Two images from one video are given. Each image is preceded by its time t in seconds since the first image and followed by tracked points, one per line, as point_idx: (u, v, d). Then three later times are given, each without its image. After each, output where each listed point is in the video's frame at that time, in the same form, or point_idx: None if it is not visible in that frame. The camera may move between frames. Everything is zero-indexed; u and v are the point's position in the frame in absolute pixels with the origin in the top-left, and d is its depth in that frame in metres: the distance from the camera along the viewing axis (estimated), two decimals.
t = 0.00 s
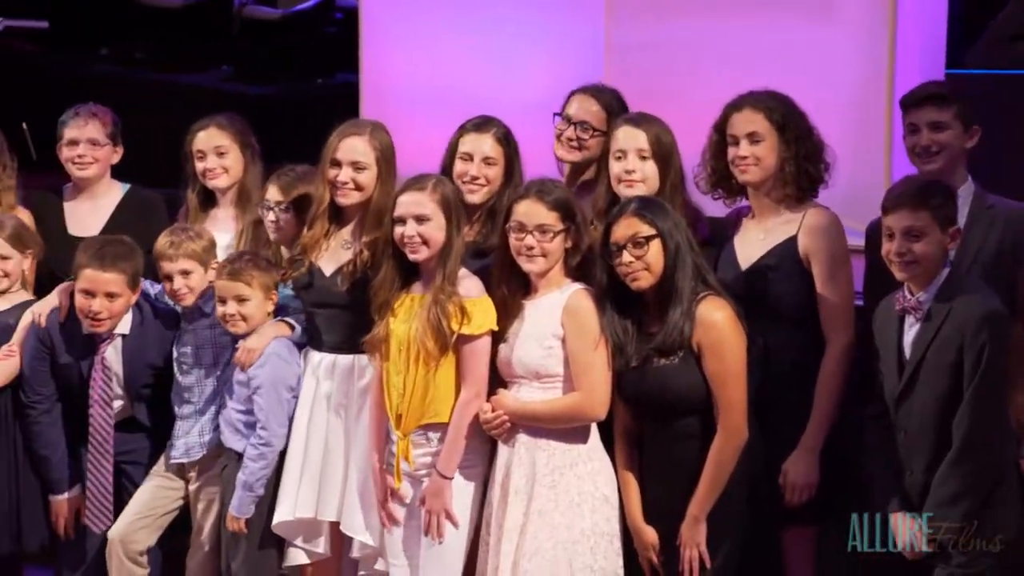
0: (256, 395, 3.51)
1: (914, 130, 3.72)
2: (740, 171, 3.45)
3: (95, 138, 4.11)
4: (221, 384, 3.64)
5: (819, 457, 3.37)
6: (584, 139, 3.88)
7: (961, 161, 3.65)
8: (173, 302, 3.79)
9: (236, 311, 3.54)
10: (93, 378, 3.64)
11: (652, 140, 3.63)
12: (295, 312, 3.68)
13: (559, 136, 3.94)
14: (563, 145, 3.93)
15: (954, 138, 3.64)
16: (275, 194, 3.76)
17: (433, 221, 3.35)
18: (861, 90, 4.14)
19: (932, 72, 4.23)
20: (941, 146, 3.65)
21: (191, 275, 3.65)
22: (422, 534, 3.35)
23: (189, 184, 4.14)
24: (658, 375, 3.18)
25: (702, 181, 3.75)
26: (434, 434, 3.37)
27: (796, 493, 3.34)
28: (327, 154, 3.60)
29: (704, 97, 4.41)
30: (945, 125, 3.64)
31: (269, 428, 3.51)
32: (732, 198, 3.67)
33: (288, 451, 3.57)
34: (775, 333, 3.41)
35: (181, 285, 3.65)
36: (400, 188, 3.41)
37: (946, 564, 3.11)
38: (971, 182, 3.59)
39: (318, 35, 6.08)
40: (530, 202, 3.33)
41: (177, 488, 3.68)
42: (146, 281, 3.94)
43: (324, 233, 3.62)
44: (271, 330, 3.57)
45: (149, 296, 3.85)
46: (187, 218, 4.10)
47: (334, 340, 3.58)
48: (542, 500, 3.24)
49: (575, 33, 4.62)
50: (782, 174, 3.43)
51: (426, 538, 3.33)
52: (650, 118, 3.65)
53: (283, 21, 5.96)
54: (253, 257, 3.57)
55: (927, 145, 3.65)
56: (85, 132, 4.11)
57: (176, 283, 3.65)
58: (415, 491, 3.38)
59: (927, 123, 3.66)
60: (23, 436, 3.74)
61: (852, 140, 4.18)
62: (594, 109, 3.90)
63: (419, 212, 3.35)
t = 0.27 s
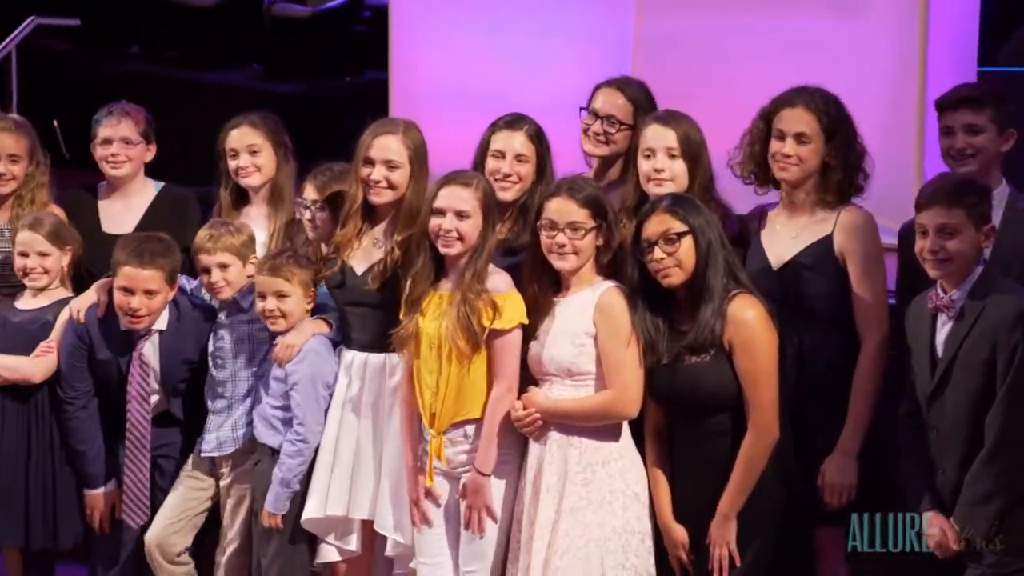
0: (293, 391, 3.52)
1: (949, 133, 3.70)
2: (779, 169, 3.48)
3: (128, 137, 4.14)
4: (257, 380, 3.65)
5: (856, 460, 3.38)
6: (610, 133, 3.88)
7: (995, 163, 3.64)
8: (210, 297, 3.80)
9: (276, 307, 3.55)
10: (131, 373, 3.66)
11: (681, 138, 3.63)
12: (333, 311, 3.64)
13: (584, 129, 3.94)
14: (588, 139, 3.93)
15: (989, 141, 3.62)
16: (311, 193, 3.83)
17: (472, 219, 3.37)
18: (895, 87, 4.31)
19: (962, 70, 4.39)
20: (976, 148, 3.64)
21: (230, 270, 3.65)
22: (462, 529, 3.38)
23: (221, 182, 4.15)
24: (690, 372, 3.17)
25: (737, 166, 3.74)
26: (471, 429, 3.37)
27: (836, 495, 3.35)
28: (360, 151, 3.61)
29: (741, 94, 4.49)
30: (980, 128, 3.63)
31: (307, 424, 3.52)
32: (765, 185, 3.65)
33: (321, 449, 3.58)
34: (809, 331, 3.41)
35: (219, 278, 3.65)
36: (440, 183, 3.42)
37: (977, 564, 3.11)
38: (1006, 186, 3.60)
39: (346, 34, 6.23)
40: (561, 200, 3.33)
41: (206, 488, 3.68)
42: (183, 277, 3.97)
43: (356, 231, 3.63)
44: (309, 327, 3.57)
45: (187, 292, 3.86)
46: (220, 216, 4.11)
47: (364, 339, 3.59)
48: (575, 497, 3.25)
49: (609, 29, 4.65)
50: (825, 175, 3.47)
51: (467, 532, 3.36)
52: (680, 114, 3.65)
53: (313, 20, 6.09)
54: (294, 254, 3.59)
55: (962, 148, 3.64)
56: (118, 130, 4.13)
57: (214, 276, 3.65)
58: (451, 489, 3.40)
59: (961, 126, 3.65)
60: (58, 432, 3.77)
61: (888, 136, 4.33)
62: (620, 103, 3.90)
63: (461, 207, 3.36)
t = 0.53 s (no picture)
0: (325, 386, 3.54)
1: (988, 133, 3.69)
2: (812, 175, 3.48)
3: (163, 134, 4.16)
4: (289, 374, 3.68)
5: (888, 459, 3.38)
6: (640, 129, 3.87)
7: None
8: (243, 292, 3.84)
9: (311, 303, 3.55)
10: (165, 370, 3.65)
11: (711, 135, 3.60)
12: (365, 308, 3.66)
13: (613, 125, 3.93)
14: (617, 136, 3.92)
15: None
16: (349, 189, 3.83)
17: (508, 217, 3.37)
18: (927, 82, 4.32)
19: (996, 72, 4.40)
20: (1015, 149, 3.63)
21: (262, 261, 3.70)
22: (495, 524, 3.38)
23: (256, 178, 4.17)
24: (722, 370, 3.16)
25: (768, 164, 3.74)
26: (503, 426, 3.38)
27: (869, 496, 3.35)
28: (394, 149, 3.62)
29: (765, 90, 4.55)
30: (1019, 129, 3.62)
31: (338, 421, 3.53)
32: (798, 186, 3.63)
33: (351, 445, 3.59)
34: (841, 328, 3.40)
35: (251, 269, 3.70)
36: (474, 179, 3.42)
37: (1013, 564, 3.03)
38: None
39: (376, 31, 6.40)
40: (591, 196, 3.32)
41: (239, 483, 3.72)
42: (217, 273, 4.00)
43: (391, 227, 3.64)
44: (342, 324, 3.58)
45: (220, 288, 3.90)
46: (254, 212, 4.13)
47: (394, 334, 3.60)
48: (605, 494, 3.24)
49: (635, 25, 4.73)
50: (855, 173, 3.45)
51: (500, 527, 3.37)
52: (711, 111, 3.63)
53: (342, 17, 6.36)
54: (329, 250, 3.58)
55: (1002, 148, 3.63)
56: (154, 127, 4.15)
57: (246, 267, 3.70)
58: (484, 486, 3.40)
59: (1001, 127, 3.64)
60: (90, 429, 3.78)
61: (920, 131, 4.35)
62: (649, 99, 3.89)
63: (496, 205, 3.36)
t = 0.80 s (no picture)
0: (350, 386, 3.55)
1: None
2: (843, 171, 3.47)
3: (200, 128, 4.17)
4: (315, 369, 3.69)
5: (922, 454, 3.37)
6: (671, 125, 3.86)
7: None
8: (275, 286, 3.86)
9: (337, 298, 3.58)
10: (200, 363, 3.67)
11: (741, 130, 3.59)
12: (395, 304, 3.73)
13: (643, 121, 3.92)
14: (648, 132, 3.91)
15: None
16: (388, 181, 3.82)
17: (539, 212, 3.37)
18: (960, 81, 4.53)
19: None
20: None
21: (288, 256, 3.78)
22: (527, 519, 3.39)
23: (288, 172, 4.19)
24: (755, 366, 3.14)
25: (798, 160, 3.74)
26: (534, 421, 3.37)
27: (902, 491, 3.34)
28: (427, 144, 3.62)
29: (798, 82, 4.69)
30: None
31: (363, 419, 3.54)
32: (830, 183, 3.63)
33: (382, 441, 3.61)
34: (876, 325, 3.41)
35: (278, 262, 3.77)
36: (506, 173, 3.42)
37: None
38: None
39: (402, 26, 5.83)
40: (622, 192, 3.33)
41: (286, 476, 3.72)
42: (251, 268, 4.01)
43: (423, 222, 3.63)
44: (367, 320, 3.60)
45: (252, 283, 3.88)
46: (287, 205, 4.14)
47: (424, 329, 3.61)
48: (636, 489, 3.24)
49: (667, 21, 4.81)
50: (887, 168, 3.44)
51: (531, 523, 3.38)
52: (741, 107, 3.62)
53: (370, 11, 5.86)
54: (357, 247, 3.61)
55: None
56: (191, 123, 4.17)
57: (273, 260, 3.78)
58: (512, 481, 3.40)
59: None
60: (124, 423, 3.81)
61: (953, 127, 4.57)
62: (680, 95, 3.88)
63: (526, 200, 3.36)
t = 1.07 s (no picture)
0: (370, 381, 3.54)
1: None
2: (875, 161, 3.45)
3: (235, 127, 4.20)
4: (336, 364, 3.73)
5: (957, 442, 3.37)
6: (702, 122, 3.85)
7: None
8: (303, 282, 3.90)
9: (359, 295, 3.59)
10: (233, 361, 3.69)
11: (773, 128, 3.58)
12: (420, 303, 3.73)
13: (674, 117, 3.91)
14: (679, 128, 3.90)
15: None
16: (417, 178, 3.81)
17: (569, 208, 3.37)
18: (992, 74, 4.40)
19: None
20: None
21: (319, 245, 3.81)
22: (557, 516, 3.38)
23: (321, 167, 4.21)
24: (789, 365, 3.13)
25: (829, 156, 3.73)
26: (565, 418, 3.37)
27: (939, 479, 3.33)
28: (460, 142, 3.62)
29: (826, 76, 4.66)
30: None
31: (383, 414, 3.53)
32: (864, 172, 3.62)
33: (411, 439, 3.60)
34: (910, 310, 3.41)
35: (307, 253, 3.81)
36: (537, 170, 3.42)
37: None
38: None
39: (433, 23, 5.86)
40: (655, 189, 3.31)
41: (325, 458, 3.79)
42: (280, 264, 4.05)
43: (456, 219, 3.63)
44: (388, 317, 3.60)
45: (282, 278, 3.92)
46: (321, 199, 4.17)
47: (455, 326, 3.61)
48: (668, 487, 3.23)
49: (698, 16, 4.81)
50: (918, 156, 3.42)
51: (561, 521, 3.37)
52: (773, 104, 3.60)
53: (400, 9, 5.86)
54: (380, 243, 3.60)
55: None
56: (226, 121, 4.19)
57: (303, 250, 3.82)
58: (545, 478, 3.39)
59: None
60: (155, 419, 3.82)
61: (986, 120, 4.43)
62: (711, 91, 3.87)
63: (556, 196, 3.36)
